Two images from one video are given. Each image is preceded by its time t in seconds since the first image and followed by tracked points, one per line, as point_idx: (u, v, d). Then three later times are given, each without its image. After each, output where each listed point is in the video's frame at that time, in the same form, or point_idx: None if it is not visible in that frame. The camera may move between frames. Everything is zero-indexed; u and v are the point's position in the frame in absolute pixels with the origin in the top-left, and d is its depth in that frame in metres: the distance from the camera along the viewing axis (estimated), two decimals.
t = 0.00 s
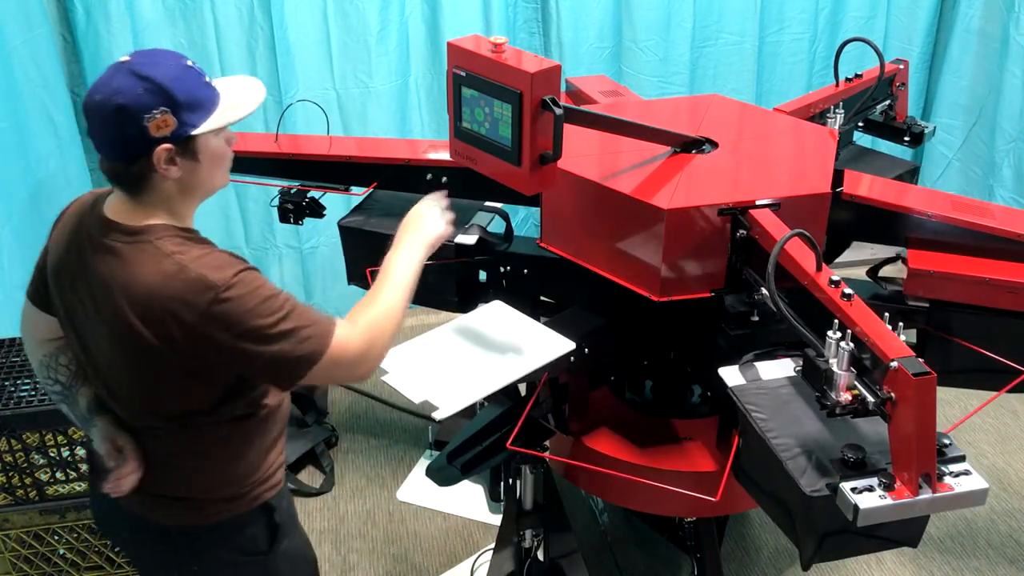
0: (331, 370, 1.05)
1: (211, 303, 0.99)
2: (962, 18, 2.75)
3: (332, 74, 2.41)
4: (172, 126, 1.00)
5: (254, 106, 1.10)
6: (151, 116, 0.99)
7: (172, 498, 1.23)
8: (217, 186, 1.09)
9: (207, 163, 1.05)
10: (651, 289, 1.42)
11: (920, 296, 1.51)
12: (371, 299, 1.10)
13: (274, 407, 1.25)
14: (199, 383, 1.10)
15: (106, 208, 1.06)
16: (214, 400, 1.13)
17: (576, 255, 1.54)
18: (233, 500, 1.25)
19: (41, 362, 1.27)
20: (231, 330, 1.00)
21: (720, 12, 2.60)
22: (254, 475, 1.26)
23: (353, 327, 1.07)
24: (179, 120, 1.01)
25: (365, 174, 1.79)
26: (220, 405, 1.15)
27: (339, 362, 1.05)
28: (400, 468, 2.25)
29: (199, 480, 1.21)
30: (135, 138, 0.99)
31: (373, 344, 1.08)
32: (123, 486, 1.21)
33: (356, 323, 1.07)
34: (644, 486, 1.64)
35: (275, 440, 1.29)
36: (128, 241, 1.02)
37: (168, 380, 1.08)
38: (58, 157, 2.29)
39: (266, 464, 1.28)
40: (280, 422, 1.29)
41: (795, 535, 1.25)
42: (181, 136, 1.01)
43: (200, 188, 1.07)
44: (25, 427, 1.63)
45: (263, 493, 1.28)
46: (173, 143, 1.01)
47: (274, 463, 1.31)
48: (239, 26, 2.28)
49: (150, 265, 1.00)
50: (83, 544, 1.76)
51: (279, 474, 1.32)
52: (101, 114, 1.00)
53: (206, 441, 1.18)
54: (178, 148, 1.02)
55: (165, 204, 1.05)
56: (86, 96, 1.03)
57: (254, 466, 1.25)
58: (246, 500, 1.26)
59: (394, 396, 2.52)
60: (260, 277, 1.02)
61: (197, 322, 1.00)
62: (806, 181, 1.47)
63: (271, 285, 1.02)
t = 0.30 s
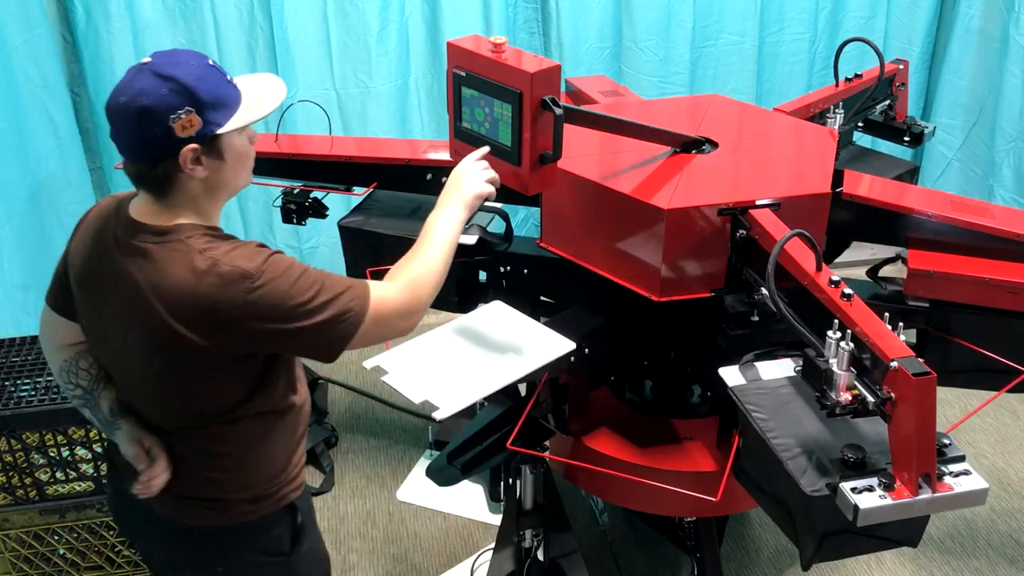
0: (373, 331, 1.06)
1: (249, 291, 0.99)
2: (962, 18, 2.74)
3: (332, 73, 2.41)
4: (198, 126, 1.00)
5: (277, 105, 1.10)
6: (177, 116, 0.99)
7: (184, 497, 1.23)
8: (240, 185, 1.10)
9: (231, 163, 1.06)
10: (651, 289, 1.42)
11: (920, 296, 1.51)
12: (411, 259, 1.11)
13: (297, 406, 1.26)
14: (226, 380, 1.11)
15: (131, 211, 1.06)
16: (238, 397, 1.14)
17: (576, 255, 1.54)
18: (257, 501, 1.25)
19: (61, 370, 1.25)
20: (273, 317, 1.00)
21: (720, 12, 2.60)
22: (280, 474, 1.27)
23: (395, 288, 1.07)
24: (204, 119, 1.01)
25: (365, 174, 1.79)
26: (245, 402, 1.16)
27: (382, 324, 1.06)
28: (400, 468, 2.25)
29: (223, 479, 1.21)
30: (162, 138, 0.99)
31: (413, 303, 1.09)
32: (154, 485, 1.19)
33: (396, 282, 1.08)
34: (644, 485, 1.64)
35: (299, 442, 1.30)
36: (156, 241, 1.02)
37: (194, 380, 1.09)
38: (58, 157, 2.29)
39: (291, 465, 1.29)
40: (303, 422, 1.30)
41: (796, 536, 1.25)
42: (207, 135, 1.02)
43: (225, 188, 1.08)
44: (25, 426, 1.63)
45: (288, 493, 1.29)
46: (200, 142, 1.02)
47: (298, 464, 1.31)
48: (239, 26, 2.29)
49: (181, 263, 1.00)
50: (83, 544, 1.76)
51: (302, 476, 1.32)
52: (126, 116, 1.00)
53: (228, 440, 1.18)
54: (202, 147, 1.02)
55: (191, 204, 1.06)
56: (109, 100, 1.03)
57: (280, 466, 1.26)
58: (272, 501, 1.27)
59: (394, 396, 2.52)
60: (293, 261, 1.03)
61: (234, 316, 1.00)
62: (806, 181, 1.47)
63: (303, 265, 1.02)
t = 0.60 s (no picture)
0: (388, 320, 1.06)
1: (269, 283, 0.99)
2: (962, 18, 2.74)
3: (332, 73, 2.42)
4: (212, 122, 1.00)
5: (288, 101, 1.10)
6: (191, 113, 0.99)
7: (195, 494, 1.23)
8: (252, 181, 1.10)
9: (244, 159, 1.06)
10: (651, 289, 1.42)
11: (920, 296, 1.51)
12: (424, 248, 1.12)
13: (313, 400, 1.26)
14: (244, 375, 1.10)
15: (145, 211, 1.06)
16: (254, 392, 1.14)
17: (576, 255, 1.54)
18: (272, 499, 1.25)
19: (73, 370, 1.26)
20: (293, 310, 1.00)
21: (720, 12, 2.60)
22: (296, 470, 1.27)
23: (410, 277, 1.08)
24: (218, 116, 1.01)
25: (365, 174, 1.79)
26: (263, 397, 1.16)
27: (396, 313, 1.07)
28: (400, 468, 2.25)
29: (240, 475, 1.21)
30: (177, 135, 0.99)
31: (426, 292, 1.10)
32: (174, 482, 1.19)
33: (410, 271, 1.09)
34: (645, 486, 1.64)
35: (314, 437, 1.30)
36: (171, 239, 1.02)
37: (210, 378, 1.09)
38: (57, 157, 2.29)
39: (307, 460, 1.29)
40: (318, 416, 1.30)
41: (796, 536, 1.25)
42: (221, 131, 1.02)
43: (238, 184, 1.08)
44: (25, 426, 1.63)
45: (304, 489, 1.29)
46: (214, 138, 1.01)
47: (311, 459, 1.31)
48: (239, 26, 2.29)
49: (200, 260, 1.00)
50: (83, 544, 1.76)
51: (315, 471, 1.33)
52: (140, 113, 1.00)
53: (240, 437, 1.18)
54: (216, 144, 1.02)
55: (205, 201, 1.06)
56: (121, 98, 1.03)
57: (297, 460, 1.26)
58: (288, 497, 1.27)
59: (394, 396, 2.52)
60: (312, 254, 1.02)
61: (254, 310, 1.00)
62: (806, 181, 1.47)
63: (321, 257, 1.02)
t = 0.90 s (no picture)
0: (391, 320, 1.07)
1: (273, 282, 0.99)
2: (962, 18, 2.74)
3: (332, 73, 2.42)
4: (218, 118, 1.00)
5: (292, 99, 1.11)
6: (197, 109, 0.99)
7: (202, 490, 1.24)
8: (256, 178, 1.10)
9: (249, 156, 1.06)
10: (651, 289, 1.42)
11: (920, 296, 1.51)
12: (427, 248, 1.12)
13: (318, 397, 1.26)
14: (249, 373, 1.10)
15: (150, 208, 1.06)
16: (258, 390, 1.14)
17: (576, 255, 1.54)
18: (279, 494, 1.25)
19: (78, 368, 1.26)
20: (297, 308, 1.00)
21: (720, 12, 2.60)
22: (302, 466, 1.27)
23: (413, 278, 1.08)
24: (223, 112, 1.01)
25: (365, 174, 1.79)
26: (268, 395, 1.16)
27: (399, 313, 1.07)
28: (400, 468, 2.25)
29: (246, 472, 1.21)
30: (183, 131, 0.99)
31: (430, 292, 1.10)
32: (179, 478, 1.20)
33: (413, 271, 1.09)
34: (645, 485, 1.64)
35: (319, 434, 1.30)
36: (177, 235, 1.02)
37: (215, 375, 1.09)
38: (57, 157, 2.29)
39: (312, 456, 1.29)
40: (323, 412, 1.30)
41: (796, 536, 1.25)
42: (226, 128, 1.02)
43: (243, 181, 1.08)
44: (25, 427, 1.62)
45: (309, 485, 1.29)
46: (219, 135, 1.01)
47: (315, 455, 1.31)
48: (239, 26, 2.30)
49: (204, 258, 1.00)
50: (83, 544, 1.76)
51: (321, 467, 1.33)
52: (146, 110, 1.00)
53: (249, 435, 1.18)
54: (222, 140, 1.02)
55: (210, 197, 1.06)
56: (126, 95, 1.03)
57: (302, 457, 1.26)
58: (294, 493, 1.27)
59: (394, 396, 2.51)
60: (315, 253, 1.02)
61: (258, 308, 1.00)
62: (806, 181, 1.47)
63: (325, 256, 1.02)
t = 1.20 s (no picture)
0: (392, 321, 1.07)
1: (272, 280, 0.99)
2: (962, 18, 2.74)
3: (332, 73, 2.42)
4: (218, 117, 1.00)
5: (293, 98, 1.11)
6: (198, 108, 0.99)
7: (202, 489, 1.24)
8: (257, 177, 1.10)
9: (250, 156, 1.06)
10: (651, 289, 1.42)
11: (920, 296, 1.51)
12: (426, 249, 1.12)
13: (319, 395, 1.26)
14: (249, 371, 1.10)
15: (151, 206, 1.06)
16: (259, 389, 1.14)
17: (576, 255, 1.54)
18: (280, 492, 1.25)
19: (81, 365, 1.26)
20: (297, 308, 1.00)
21: (720, 12, 2.60)
22: (302, 464, 1.27)
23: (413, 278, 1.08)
24: (224, 111, 1.01)
25: (365, 174, 1.79)
26: (269, 393, 1.16)
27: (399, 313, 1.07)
28: (400, 468, 2.25)
29: (247, 470, 1.21)
30: (184, 130, 0.99)
31: (430, 292, 1.10)
32: (180, 474, 1.20)
33: (414, 272, 1.09)
34: (644, 486, 1.64)
35: (320, 432, 1.30)
36: (177, 234, 1.02)
37: (214, 374, 1.09)
38: (57, 157, 2.29)
39: (313, 454, 1.29)
40: (324, 411, 1.30)
41: (796, 536, 1.25)
42: (227, 127, 1.02)
43: (243, 180, 1.08)
44: (25, 426, 1.62)
45: (309, 483, 1.29)
46: (220, 134, 1.01)
47: (316, 454, 1.31)
48: (239, 26, 2.30)
49: (203, 256, 1.00)
50: (83, 544, 1.76)
51: (321, 465, 1.33)
52: (147, 109, 1.00)
53: (249, 434, 1.18)
54: (222, 139, 1.02)
55: (211, 196, 1.06)
56: (128, 94, 1.03)
57: (303, 455, 1.26)
58: (294, 491, 1.27)
59: (394, 396, 2.51)
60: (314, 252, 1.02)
61: (257, 307, 1.00)
62: (806, 181, 1.47)
63: (325, 256, 1.02)
